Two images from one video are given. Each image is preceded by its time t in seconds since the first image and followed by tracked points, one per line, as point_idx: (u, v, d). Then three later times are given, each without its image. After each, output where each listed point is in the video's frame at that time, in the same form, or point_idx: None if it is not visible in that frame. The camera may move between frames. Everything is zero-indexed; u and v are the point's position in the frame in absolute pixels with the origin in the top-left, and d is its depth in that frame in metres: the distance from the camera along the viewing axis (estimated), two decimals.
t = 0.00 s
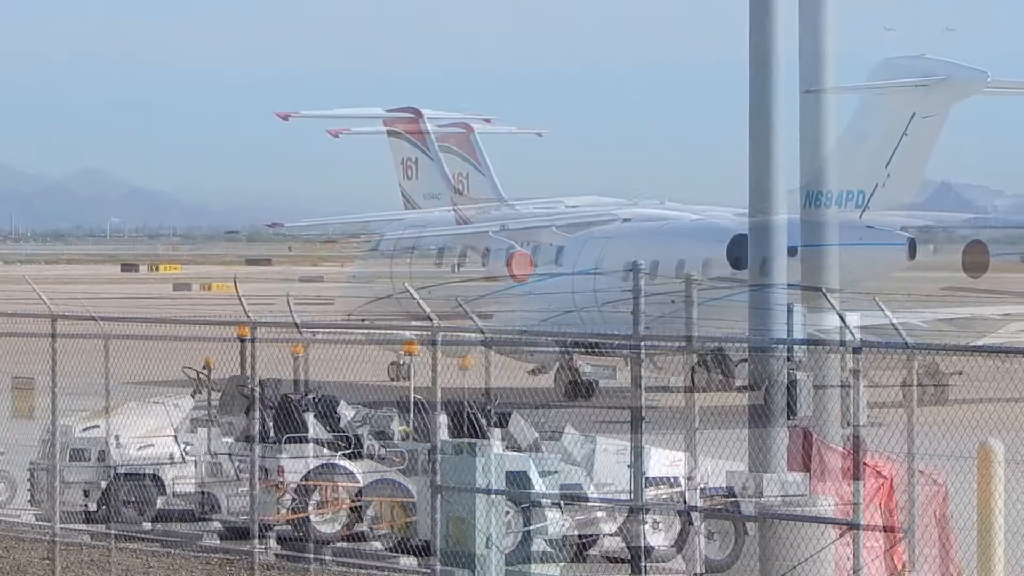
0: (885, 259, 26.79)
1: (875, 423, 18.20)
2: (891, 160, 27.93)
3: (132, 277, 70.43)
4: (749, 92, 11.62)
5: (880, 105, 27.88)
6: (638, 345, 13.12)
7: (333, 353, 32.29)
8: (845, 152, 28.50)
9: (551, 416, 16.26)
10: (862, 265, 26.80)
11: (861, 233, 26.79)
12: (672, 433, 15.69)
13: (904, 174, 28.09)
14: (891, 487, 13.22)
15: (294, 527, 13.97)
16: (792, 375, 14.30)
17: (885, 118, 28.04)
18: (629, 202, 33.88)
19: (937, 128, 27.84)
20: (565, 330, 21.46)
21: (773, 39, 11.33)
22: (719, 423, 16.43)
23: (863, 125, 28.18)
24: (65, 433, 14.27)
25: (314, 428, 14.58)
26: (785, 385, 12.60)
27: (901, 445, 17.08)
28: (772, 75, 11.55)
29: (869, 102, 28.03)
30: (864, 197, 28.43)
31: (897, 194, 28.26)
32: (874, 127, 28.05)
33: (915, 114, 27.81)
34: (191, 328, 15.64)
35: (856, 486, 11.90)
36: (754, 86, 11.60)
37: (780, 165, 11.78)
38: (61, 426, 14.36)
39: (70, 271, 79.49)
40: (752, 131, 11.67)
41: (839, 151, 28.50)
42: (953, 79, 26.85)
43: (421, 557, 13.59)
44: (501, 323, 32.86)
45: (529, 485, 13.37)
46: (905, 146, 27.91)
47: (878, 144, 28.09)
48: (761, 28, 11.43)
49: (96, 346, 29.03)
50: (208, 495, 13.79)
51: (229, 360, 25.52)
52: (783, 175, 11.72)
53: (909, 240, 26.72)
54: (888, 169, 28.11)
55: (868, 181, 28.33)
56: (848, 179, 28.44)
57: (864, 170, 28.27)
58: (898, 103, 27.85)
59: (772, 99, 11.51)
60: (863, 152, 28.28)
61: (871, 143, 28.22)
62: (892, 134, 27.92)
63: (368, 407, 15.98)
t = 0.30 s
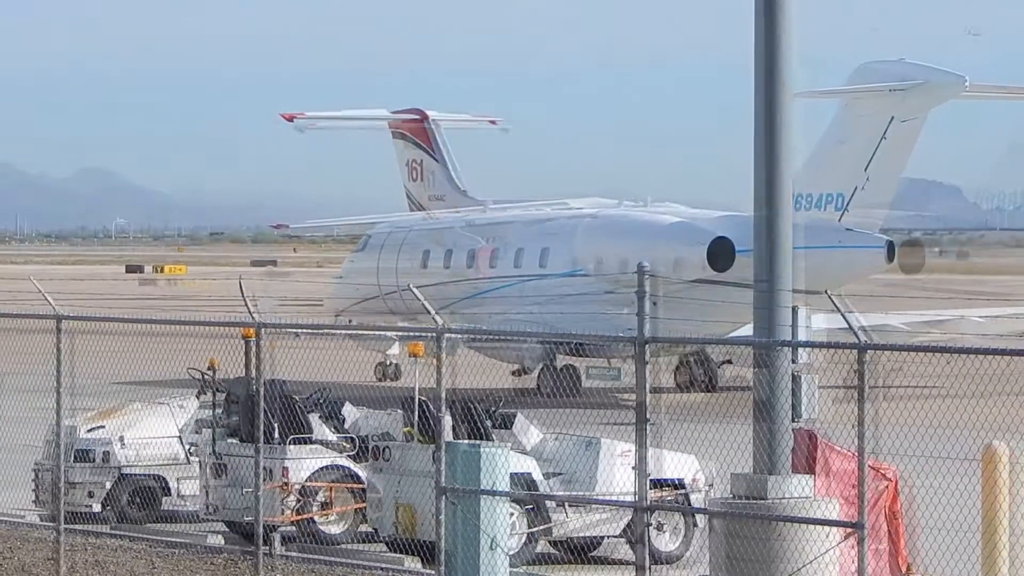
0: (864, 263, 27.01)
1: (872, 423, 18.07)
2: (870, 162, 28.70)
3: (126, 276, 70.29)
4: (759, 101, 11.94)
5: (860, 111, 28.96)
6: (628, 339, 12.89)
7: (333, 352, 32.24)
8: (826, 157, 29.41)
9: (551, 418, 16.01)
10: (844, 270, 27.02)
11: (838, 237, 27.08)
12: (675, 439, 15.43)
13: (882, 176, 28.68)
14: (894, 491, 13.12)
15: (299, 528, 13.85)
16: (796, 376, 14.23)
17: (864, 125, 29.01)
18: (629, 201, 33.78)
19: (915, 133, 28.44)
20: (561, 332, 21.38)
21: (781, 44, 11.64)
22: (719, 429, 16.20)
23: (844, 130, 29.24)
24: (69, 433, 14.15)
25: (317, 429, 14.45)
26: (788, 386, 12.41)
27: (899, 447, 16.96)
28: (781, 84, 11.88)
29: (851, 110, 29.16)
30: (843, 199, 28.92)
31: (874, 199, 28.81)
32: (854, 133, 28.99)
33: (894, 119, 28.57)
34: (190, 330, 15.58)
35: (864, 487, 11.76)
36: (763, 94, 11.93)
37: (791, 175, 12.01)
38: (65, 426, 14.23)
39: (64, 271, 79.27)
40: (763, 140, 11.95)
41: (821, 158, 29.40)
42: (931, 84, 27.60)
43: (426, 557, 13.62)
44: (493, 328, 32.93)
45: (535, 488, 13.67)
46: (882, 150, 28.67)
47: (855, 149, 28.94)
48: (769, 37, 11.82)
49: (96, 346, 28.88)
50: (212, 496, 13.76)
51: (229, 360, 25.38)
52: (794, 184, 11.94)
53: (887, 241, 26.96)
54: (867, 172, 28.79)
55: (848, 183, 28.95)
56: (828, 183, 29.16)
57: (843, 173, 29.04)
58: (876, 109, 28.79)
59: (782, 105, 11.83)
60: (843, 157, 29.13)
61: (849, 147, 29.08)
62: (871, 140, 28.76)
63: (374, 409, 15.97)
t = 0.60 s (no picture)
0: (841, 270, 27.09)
1: (881, 427, 17.98)
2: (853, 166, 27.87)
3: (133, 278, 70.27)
4: (763, 107, 12.06)
5: (845, 113, 28.15)
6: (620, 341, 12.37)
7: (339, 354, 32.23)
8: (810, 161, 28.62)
9: (553, 421, 15.91)
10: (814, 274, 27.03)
11: (821, 240, 26.88)
12: (680, 444, 15.34)
13: (866, 182, 27.92)
14: (902, 495, 13.11)
15: (306, 531, 13.86)
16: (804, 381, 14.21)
17: (848, 127, 28.14)
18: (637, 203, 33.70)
19: (898, 137, 27.71)
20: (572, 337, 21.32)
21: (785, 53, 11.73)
22: (727, 434, 16.08)
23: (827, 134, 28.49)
24: (78, 436, 14.13)
25: (325, 432, 14.41)
26: (797, 389, 12.37)
27: (908, 452, 16.85)
28: (787, 92, 11.97)
29: (835, 113, 28.36)
30: (827, 203, 28.02)
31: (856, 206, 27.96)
32: (837, 135, 28.21)
33: (877, 123, 27.84)
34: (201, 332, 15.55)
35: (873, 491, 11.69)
36: (767, 100, 12.06)
37: (798, 183, 12.09)
38: (74, 429, 14.22)
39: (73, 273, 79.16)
40: (768, 144, 12.05)
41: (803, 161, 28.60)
42: (913, 88, 27.05)
43: (433, 560, 13.63)
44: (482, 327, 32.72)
45: (541, 490, 13.71)
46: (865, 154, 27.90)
47: (838, 153, 28.14)
48: (775, 46, 11.93)
49: (105, 348, 28.87)
50: (220, 499, 13.76)
51: (237, 363, 25.39)
52: (799, 191, 12.06)
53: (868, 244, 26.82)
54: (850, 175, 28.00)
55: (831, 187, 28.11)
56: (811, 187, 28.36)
57: (826, 177, 28.16)
58: (861, 110, 27.96)
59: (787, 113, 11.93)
60: (825, 161, 28.30)
61: (831, 151, 28.30)
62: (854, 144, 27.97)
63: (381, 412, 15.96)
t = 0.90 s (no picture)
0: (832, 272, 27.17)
1: (895, 429, 17.98)
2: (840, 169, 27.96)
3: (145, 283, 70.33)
4: (776, 108, 12.06)
5: (832, 117, 27.96)
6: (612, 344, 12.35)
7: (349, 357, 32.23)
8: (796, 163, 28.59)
9: (564, 422, 15.91)
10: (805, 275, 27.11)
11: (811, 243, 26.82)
12: (691, 446, 15.34)
13: (853, 186, 27.97)
14: (916, 496, 13.09)
15: (321, 535, 13.85)
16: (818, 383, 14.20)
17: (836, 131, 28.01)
18: (646, 206, 33.69)
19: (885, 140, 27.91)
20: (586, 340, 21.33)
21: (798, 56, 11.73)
22: (738, 436, 16.08)
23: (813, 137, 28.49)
24: (93, 440, 14.13)
25: (338, 435, 14.40)
26: (810, 391, 12.36)
27: (923, 454, 16.83)
28: (799, 94, 11.97)
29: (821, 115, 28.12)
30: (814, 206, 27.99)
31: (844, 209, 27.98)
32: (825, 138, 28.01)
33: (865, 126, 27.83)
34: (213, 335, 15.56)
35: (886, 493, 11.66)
36: (780, 102, 12.05)
37: (811, 184, 12.09)
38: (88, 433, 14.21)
39: (81, 278, 79.29)
40: (782, 146, 12.05)
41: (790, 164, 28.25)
42: (904, 93, 27.23)
43: (447, 564, 13.61)
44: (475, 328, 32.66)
45: (555, 493, 13.71)
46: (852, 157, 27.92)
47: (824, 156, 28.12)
48: (787, 49, 11.93)
49: (115, 354, 28.89)
50: (234, 503, 13.76)
51: (248, 367, 25.41)
52: (813, 193, 12.08)
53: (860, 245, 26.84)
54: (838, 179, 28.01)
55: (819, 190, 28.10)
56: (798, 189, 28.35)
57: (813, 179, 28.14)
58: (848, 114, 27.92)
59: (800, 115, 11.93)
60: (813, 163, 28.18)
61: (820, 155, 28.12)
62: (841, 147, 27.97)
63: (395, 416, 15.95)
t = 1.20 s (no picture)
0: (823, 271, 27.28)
1: (909, 429, 18.00)
2: (828, 169, 27.73)
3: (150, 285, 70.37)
4: (788, 107, 12.07)
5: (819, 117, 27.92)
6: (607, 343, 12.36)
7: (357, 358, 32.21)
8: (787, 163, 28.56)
9: (574, 423, 15.92)
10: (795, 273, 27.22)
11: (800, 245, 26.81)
12: (704, 446, 15.38)
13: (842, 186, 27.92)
14: (929, 495, 13.09)
15: (335, 536, 13.86)
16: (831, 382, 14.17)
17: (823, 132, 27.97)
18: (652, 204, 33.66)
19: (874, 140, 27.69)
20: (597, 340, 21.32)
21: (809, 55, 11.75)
22: (751, 436, 16.07)
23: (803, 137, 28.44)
24: (106, 443, 14.13)
25: (352, 437, 14.41)
26: (823, 391, 12.37)
27: (937, 454, 16.81)
28: (811, 93, 11.97)
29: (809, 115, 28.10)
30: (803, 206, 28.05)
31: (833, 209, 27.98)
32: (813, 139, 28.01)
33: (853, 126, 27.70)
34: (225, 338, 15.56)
35: (901, 491, 11.62)
36: (792, 101, 12.06)
37: (823, 183, 12.10)
38: (102, 436, 14.22)
39: (85, 280, 79.28)
40: (795, 145, 12.07)
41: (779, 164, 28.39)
42: (888, 92, 27.00)
43: (462, 564, 13.61)
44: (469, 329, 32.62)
45: (569, 494, 13.71)
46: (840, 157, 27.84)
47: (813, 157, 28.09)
48: (798, 49, 11.94)
49: (123, 356, 28.92)
50: (248, 505, 13.75)
51: (259, 370, 25.39)
52: (825, 192, 12.08)
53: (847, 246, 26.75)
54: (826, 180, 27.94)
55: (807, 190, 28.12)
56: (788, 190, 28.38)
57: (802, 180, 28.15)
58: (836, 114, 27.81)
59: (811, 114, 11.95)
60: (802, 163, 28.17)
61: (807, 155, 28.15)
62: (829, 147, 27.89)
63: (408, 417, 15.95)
